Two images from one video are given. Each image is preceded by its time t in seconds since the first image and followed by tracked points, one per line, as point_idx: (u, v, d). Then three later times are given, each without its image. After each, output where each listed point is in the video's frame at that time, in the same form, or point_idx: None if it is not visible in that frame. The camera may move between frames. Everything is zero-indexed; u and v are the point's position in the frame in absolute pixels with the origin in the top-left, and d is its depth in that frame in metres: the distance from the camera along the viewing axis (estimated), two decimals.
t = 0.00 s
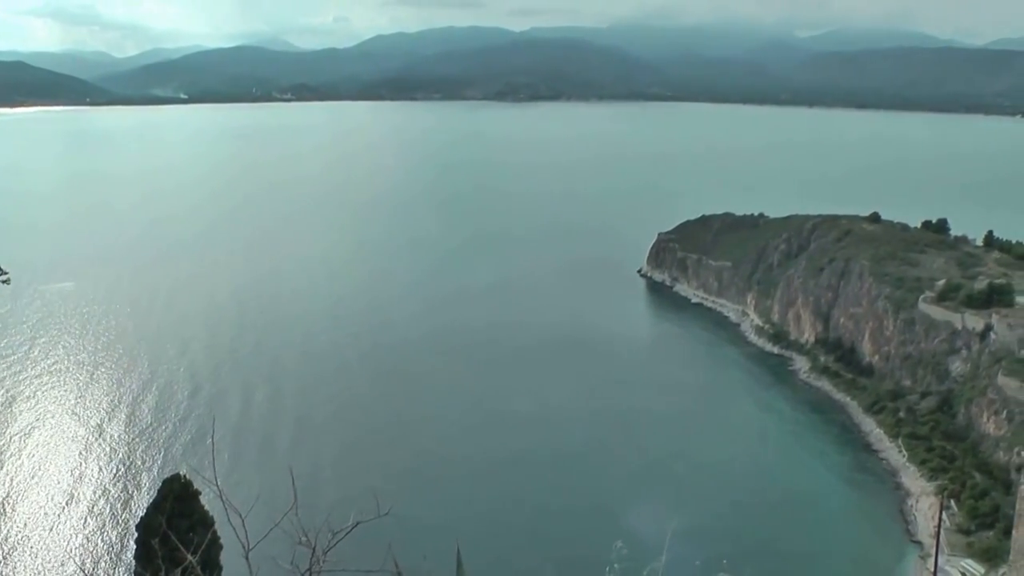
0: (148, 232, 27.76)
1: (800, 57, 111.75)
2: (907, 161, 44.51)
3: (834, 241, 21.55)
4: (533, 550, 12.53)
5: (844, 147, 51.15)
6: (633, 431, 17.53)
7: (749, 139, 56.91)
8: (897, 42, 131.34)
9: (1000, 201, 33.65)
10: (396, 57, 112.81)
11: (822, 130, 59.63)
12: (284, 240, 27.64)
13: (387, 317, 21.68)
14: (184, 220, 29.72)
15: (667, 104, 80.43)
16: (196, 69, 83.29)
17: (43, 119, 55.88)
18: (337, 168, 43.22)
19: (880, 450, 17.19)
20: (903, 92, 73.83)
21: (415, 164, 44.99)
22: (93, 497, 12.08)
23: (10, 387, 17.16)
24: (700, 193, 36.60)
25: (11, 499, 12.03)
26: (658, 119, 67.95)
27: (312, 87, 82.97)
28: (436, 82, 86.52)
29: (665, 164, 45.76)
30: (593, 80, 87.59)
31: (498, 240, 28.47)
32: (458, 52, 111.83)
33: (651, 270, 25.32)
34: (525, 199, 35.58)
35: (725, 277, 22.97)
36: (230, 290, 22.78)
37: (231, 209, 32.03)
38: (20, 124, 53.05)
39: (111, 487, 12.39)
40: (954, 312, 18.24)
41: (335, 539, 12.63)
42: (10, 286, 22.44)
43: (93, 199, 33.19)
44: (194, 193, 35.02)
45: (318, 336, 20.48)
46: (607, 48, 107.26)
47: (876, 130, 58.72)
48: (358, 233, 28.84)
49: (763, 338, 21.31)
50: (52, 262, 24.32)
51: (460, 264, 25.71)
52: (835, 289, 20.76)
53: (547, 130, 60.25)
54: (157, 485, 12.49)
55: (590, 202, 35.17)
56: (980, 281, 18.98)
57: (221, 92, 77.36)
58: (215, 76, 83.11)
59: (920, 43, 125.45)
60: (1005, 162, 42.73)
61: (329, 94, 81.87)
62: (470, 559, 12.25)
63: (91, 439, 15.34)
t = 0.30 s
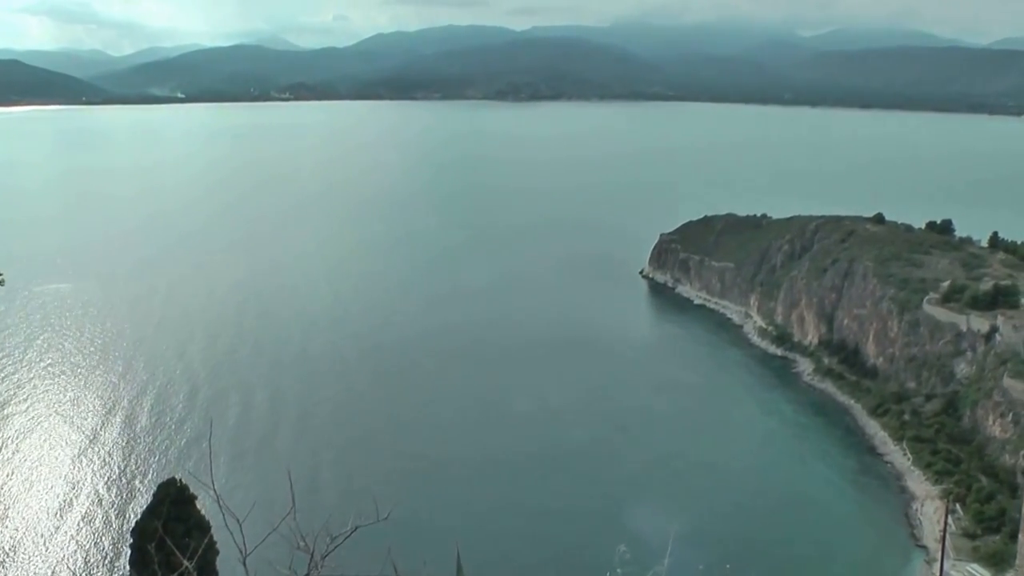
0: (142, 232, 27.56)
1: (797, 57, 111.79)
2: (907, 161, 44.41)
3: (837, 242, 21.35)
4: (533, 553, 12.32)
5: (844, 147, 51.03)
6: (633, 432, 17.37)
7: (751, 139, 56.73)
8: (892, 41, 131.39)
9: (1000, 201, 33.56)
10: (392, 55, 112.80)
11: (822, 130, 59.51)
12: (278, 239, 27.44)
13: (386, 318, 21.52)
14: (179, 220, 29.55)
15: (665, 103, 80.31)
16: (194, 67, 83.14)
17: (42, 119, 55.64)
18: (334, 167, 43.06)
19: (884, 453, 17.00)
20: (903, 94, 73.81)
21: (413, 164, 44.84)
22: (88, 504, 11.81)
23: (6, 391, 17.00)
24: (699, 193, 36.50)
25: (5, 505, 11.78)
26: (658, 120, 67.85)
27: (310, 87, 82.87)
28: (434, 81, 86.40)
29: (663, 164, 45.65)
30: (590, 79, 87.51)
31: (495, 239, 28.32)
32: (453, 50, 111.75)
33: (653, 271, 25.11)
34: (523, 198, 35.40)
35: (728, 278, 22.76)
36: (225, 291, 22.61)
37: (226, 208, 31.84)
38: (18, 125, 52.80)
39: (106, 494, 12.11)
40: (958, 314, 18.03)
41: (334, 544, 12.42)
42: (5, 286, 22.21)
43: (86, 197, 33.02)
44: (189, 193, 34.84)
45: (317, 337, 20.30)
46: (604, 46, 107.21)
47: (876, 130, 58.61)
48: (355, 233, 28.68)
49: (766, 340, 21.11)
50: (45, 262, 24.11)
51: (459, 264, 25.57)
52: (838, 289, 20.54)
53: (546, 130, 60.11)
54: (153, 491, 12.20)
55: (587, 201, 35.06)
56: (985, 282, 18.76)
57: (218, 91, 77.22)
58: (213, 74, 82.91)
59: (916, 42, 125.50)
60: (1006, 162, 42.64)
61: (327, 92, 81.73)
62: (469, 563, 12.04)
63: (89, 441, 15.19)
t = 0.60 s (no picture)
0: (133, 237, 26.86)
1: (797, 59, 111.16)
2: (912, 162, 43.75)
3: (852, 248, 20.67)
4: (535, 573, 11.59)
5: (846, 148, 50.42)
6: (645, 443, 16.70)
7: (753, 139, 56.04)
8: (893, 43, 130.84)
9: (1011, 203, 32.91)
10: (387, 55, 112.23)
11: (822, 131, 58.87)
12: (274, 245, 26.74)
13: (385, 326, 20.82)
14: (171, 224, 28.83)
15: (663, 104, 79.67)
16: (187, 69, 82.50)
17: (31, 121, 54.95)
18: (328, 171, 42.35)
19: (902, 466, 16.33)
20: (903, 96, 73.22)
21: (409, 166, 44.15)
22: (79, 522, 11.10)
23: None
24: (702, 196, 35.82)
25: None
26: (655, 120, 67.19)
27: (305, 88, 82.19)
28: (431, 81, 85.73)
29: (664, 166, 44.98)
30: (588, 78, 86.87)
31: (499, 245, 27.62)
32: (450, 52, 111.16)
33: (662, 278, 24.41)
34: (527, 203, 34.69)
35: (739, 285, 22.07)
36: (219, 298, 21.90)
37: (221, 213, 31.14)
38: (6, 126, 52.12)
39: (97, 509, 11.41)
40: (976, 323, 17.36)
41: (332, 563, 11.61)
42: None
43: (78, 201, 32.34)
44: (181, 196, 34.15)
45: (315, 346, 19.59)
46: (602, 45, 106.54)
47: (877, 131, 57.96)
48: (353, 238, 27.99)
49: (777, 349, 20.44)
50: (32, 269, 23.40)
51: (460, 271, 24.88)
52: (853, 296, 19.86)
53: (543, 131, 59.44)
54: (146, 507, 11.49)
55: (591, 205, 34.38)
56: (1006, 289, 18.07)
57: (212, 93, 76.57)
58: (207, 75, 82.21)
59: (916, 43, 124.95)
60: (1012, 163, 41.99)
61: (322, 94, 81.05)
62: None
63: (80, 455, 14.47)
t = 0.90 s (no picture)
0: (121, 249, 25.88)
1: (799, 61, 110.22)
2: (922, 167, 42.77)
3: (872, 259, 19.69)
4: None
5: (854, 153, 49.46)
6: (656, 463, 15.72)
7: (759, 144, 55.07)
8: (896, 43, 129.88)
9: None
10: (388, 57, 111.26)
11: (829, 136, 57.88)
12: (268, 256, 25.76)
13: (382, 340, 19.85)
14: (160, 235, 27.86)
15: (666, 108, 78.66)
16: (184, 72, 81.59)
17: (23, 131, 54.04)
18: (324, 179, 41.37)
19: (927, 488, 15.36)
20: (909, 100, 72.26)
21: (409, 174, 43.21)
22: (57, 561, 10.66)
23: None
24: (710, 202, 34.87)
25: None
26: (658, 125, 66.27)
27: (303, 92, 81.27)
28: (432, 85, 84.73)
29: (668, 172, 44.01)
30: (590, 80, 85.92)
31: (502, 255, 26.67)
32: (449, 53, 110.24)
33: (673, 290, 23.42)
34: (530, 210, 33.73)
35: (753, 298, 21.08)
36: (210, 312, 20.90)
37: (212, 222, 30.17)
38: None
39: (78, 550, 10.88)
40: (1005, 337, 16.40)
41: None
42: None
43: (65, 210, 31.37)
44: (174, 206, 33.21)
45: (310, 361, 18.61)
46: (603, 45, 105.58)
47: (885, 135, 56.99)
48: (349, 248, 27.02)
49: (794, 365, 19.46)
50: (15, 283, 22.44)
51: (461, 282, 23.92)
52: (874, 309, 18.88)
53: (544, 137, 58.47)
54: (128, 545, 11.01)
55: (594, 211, 33.41)
56: None
57: (208, 97, 75.61)
58: (203, 77, 81.29)
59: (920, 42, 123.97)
60: None
61: (321, 99, 80.12)
62: None
63: (61, 481, 13.45)
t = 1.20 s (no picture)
0: (104, 267, 24.87)
1: (800, 63, 109.04)
2: (928, 172, 41.77)
3: (885, 270, 18.75)
4: None
5: (858, 158, 48.45)
6: (665, 489, 14.78)
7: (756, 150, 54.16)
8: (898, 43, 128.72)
9: None
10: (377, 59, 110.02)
11: (829, 141, 56.88)
12: (254, 273, 24.80)
13: (371, 363, 18.88)
14: (147, 251, 26.87)
15: (660, 112, 77.71)
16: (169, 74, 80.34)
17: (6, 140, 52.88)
18: (318, 190, 40.38)
19: (945, 513, 14.44)
20: (911, 106, 71.23)
21: (400, 186, 42.26)
22: None
23: None
24: (712, 214, 33.81)
25: None
26: (656, 131, 65.29)
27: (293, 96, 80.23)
28: (422, 89, 83.67)
29: (669, 182, 43.00)
30: (588, 86, 84.84)
31: (494, 272, 25.72)
32: (445, 55, 109.04)
33: (674, 304, 22.43)
34: (523, 224, 32.79)
35: (759, 311, 20.12)
36: (193, 332, 19.93)
37: (201, 238, 29.14)
38: None
39: None
40: None
41: None
42: None
43: (43, 225, 30.31)
44: (157, 220, 32.19)
45: (297, 384, 17.64)
46: (601, 48, 104.38)
47: (887, 141, 55.98)
48: (342, 266, 26.01)
49: (803, 382, 18.48)
50: None
51: (457, 300, 22.92)
52: (886, 323, 17.94)
53: (540, 145, 57.47)
54: None
55: (596, 225, 32.38)
56: None
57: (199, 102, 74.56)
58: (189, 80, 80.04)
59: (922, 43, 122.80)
60: None
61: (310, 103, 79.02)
62: None
63: (29, 511, 12.47)
